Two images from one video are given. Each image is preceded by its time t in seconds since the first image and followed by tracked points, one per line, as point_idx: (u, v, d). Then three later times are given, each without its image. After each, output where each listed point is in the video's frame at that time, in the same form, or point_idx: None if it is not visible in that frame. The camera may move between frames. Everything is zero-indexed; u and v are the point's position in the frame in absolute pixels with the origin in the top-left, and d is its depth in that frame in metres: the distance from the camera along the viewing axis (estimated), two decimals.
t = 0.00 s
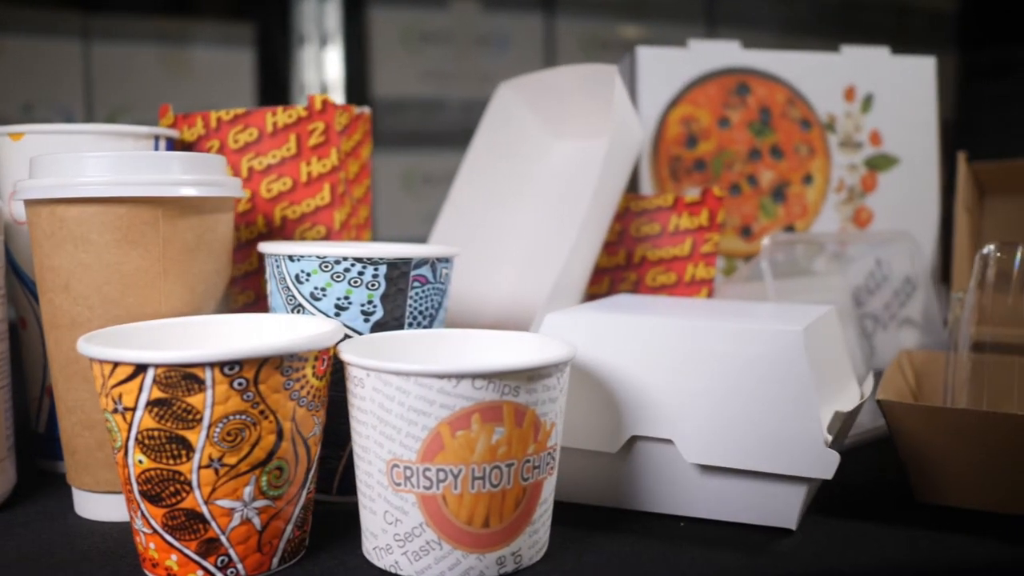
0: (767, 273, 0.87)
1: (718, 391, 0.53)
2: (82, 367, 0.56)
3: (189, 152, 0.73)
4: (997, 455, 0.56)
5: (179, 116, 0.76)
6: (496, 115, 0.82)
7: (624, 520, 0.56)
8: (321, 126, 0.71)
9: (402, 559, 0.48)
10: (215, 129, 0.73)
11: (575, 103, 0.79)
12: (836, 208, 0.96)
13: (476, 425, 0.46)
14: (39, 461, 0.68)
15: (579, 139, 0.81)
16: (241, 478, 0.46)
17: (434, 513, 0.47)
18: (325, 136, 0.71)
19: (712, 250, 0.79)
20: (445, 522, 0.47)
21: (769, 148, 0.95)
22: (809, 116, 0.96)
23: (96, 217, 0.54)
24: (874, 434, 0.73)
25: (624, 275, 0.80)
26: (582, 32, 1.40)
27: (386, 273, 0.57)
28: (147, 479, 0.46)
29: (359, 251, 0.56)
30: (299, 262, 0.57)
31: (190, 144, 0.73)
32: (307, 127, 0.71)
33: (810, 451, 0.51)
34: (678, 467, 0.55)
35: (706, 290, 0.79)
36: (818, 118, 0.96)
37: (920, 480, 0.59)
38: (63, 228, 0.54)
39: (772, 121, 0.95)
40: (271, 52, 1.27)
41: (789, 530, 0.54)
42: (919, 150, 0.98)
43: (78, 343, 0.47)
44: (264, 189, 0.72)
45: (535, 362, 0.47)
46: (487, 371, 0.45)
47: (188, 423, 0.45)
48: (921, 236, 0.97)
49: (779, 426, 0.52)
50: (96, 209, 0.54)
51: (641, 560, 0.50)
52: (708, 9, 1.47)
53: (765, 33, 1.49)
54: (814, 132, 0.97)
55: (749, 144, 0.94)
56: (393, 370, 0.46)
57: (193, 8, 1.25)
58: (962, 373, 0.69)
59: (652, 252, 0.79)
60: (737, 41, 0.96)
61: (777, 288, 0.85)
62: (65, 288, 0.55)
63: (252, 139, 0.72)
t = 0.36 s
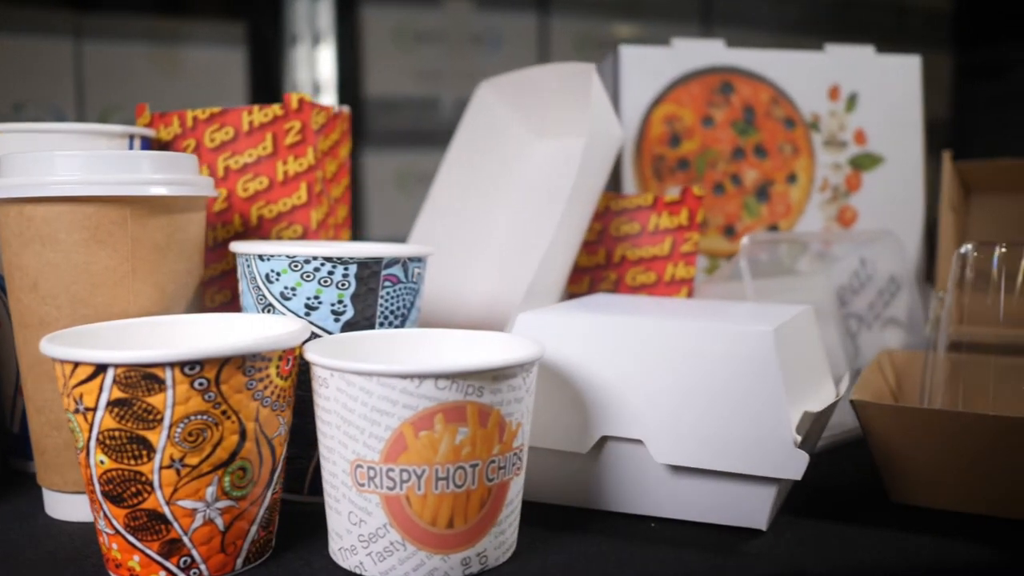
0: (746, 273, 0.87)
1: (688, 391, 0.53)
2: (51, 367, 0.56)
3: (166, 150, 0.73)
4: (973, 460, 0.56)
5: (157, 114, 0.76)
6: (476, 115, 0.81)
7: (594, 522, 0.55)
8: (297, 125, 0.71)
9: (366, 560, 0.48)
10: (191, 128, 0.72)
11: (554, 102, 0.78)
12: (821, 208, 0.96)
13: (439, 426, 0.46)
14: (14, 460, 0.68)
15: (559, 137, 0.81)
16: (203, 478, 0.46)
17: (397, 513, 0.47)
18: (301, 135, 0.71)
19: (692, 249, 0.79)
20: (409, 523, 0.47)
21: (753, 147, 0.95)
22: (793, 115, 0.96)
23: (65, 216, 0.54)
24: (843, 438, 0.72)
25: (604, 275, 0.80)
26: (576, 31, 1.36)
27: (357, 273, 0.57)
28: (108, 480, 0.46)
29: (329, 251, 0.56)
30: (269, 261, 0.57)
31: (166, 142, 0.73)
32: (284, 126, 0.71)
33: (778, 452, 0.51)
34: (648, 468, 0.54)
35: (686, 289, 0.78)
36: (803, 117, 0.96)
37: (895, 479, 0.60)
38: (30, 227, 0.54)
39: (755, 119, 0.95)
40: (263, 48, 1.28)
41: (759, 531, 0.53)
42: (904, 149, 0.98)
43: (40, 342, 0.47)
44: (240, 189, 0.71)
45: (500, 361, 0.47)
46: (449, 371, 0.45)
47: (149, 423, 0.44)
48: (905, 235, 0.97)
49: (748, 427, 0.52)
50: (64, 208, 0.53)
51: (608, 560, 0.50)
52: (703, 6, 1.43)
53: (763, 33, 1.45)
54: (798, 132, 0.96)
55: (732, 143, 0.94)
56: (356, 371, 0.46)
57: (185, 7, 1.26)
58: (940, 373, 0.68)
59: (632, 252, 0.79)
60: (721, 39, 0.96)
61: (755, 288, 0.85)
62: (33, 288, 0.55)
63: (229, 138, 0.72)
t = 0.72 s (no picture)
0: (724, 272, 0.84)
1: (656, 391, 0.52)
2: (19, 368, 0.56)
3: (141, 150, 0.73)
4: (950, 462, 0.56)
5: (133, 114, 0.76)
6: (457, 114, 0.81)
7: (563, 524, 0.55)
8: (273, 124, 0.71)
9: (330, 561, 0.48)
10: (167, 128, 0.72)
11: (534, 101, 0.78)
12: (804, 207, 0.96)
13: (402, 426, 0.46)
14: None
15: (539, 137, 0.80)
16: (164, 479, 0.46)
17: (360, 514, 0.46)
18: (277, 134, 0.70)
19: (672, 249, 0.78)
20: (372, 524, 0.47)
21: (736, 147, 0.94)
22: (776, 115, 0.95)
23: (30, 215, 0.53)
24: (817, 439, 0.72)
25: (583, 274, 0.80)
26: (569, 30, 1.30)
27: (326, 272, 0.57)
28: (69, 480, 0.46)
29: (298, 250, 0.56)
30: (238, 261, 0.57)
31: (141, 141, 0.73)
32: (259, 125, 0.71)
33: (747, 453, 0.51)
34: (617, 467, 0.54)
35: (666, 290, 0.77)
36: (786, 117, 0.96)
37: (872, 478, 0.59)
38: None
39: (739, 119, 0.94)
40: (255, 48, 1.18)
41: (728, 531, 0.53)
42: (887, 148, 0.98)
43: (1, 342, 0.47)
44: (216, 188, 0.71)
45: (463, 362, 0.46)
46: (411, 372, 0.45)
47: (109, 424, 0.44)
48: (888, 234, 0.97)
49: (716, 427, 0.51)
50: (30, 207, 0.53)
51: (575, 561, 0.50)
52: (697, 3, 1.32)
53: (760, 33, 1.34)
54: (781, 131, 0.96)
55: (716, 142, 0.94)
56: (318, 371, 0.45)
57: (174, 5, 1.17)
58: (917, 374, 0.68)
59: (611, 251, 0.79)
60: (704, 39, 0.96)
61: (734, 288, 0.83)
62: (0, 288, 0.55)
63: (204, 138, 0.72)
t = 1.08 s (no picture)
0: (700, 272, 0.85)
1: (623, 391, 0.52)
2: None
3: (116, 149, 0.73)
4: (918, 462, 0.56)
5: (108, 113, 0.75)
6: (434, 114, 0.82)
7: (531, 526, 0.55)
8: (248, 123, 0.70)
9: (292, 562, 0.48)
10: (141, 127, 0.72)
11: (512, 100, 0.78)
12: (787, 206, 0.95)
13: (362, 427, 0.46)
14: None
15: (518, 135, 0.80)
16: (124, 480, 0.45)
17: (321, 516, 0.46)
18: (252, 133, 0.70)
19: (650, 248, 0.78)
20: (333, 525, 0.46)
21: (719, 146, 0.94)
22: (759, 114, 0.95)
23: None
24: (792, 439, 0.72)
25: (562, 274, 0.79)
26: (565, 30, 1.24)
27: (294, 272, 0.56)
28: (28, 481, 0.45)
29: (266, 250, 0.56)
30: (206, 260, 0.57)
31: (116, 141, 0.73)
32: (234, 125, 0.70)
33: (713, 454, 0.51)
34: (584, 468, 0.54)
35: (643, 289, 0.78)
36: (769, 116, 0.95)
37: (843, 479, 0.59)
38: None
39: (721, 117, 0.94)
40: (247, 48, 1.17)
41: (695, 532, 0.53)
42: (872, 147, 0.97)
43: None
44: (190, 187, 0.71)
45: (424, 362, 0.46)
46: (371, 372, 0.45)
47: (66, 425, 0.44)
48: (871, 234, 0.96)
49: (681, 427, 0.51)
50: None
51: (540, 562, 0.50)
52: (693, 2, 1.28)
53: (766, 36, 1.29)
54: (764, 130, 0.96)
55: (698, 141, 0.93)
56: (277, 372, 0.45)
57: (174, 5, 1.17)
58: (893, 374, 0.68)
59: (589, 251, 0.79)
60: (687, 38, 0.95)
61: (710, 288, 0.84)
62: None
63: (178, 138, 0.72)
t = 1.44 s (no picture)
0: (677, 272, 0.85)
1: (588, 392, 0.52)
2: None
3: (91, 149, 0.73)
4: (886, 462, 0.56)
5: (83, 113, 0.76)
6: (412, 114, 0.81)
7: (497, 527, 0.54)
8: (222, 121, 0.70)
9: (252, 563, 0.47)
10: (115, 126, 0.72)
11: (489, 99, 0.78)
12: (769, 205, 0.95)
13: (321, 427, 0.45)
14: None
15: (496, 134, 0.80)
16: (81, 480, 0.45)
17: (280, 516, 0.46)
18: (226, 132, 0.70)
19: (627, 247, 0.78)
20: (292, 525, 0.46)
21: (701, 145, 0.94)
22: (741, 113, 0.95)
23: None
24: (767, 440, 0.72)
25: (539, 273, 0.79)
26: (560, 30, 1.15)
27: (261, 272, 0.56)
28: None
29: (232, 249, 0.55)
30: (172, 260, 0.56)
31: (90, 140, 0.73)
32: (208, 123, 0.70)
33: (679, 455, 0.50)
34: (551, 469, 0.54)
35: (622, 289, 0.77)
36: (752, 115, 0.95)
37: (812, 479, 0.59)
38: None
39: (703, 116, 0.94)
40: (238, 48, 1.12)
41: (661, 533, 0.53)
42: (856, 147, 0.97)
43: None
44: (164, 186, 0.71)
45: (384, 362, 0.46)
46: (329, 373, 0.44)
47: (22, 425, 0.44)
48: (855, 234, 0.96)
49: (648, 428, 0.51)
50: None
51: (503, 563, 0.50)
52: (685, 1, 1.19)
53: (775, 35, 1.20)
54: (747, 129, 0.95)
55: (680, 140, 0.93)
56: (236, 372, 0.45)
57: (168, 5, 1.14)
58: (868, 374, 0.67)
59: (567, 250, 0.79)
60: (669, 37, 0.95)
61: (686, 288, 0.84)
62: None
63: (152, 136, 0.71)
